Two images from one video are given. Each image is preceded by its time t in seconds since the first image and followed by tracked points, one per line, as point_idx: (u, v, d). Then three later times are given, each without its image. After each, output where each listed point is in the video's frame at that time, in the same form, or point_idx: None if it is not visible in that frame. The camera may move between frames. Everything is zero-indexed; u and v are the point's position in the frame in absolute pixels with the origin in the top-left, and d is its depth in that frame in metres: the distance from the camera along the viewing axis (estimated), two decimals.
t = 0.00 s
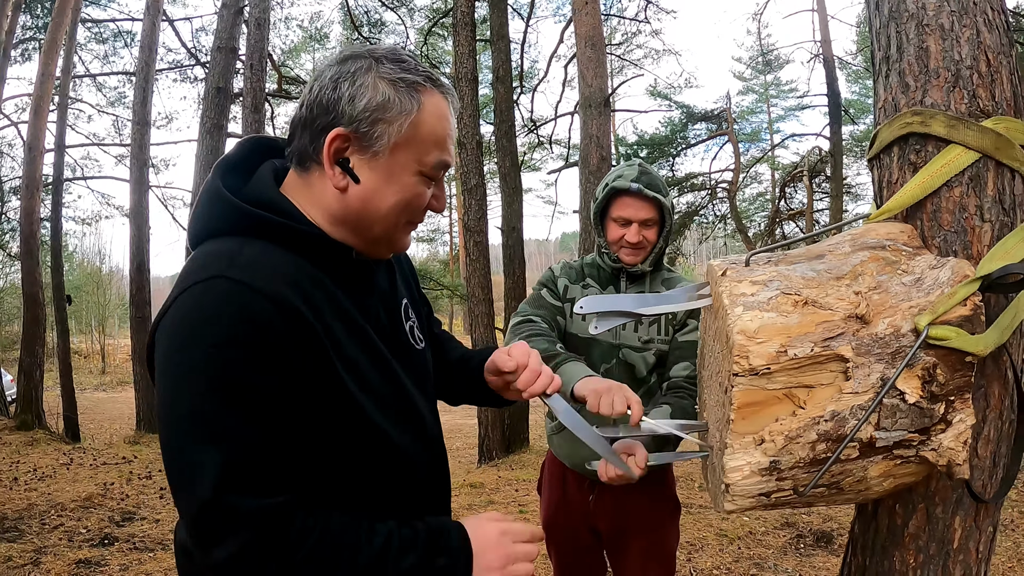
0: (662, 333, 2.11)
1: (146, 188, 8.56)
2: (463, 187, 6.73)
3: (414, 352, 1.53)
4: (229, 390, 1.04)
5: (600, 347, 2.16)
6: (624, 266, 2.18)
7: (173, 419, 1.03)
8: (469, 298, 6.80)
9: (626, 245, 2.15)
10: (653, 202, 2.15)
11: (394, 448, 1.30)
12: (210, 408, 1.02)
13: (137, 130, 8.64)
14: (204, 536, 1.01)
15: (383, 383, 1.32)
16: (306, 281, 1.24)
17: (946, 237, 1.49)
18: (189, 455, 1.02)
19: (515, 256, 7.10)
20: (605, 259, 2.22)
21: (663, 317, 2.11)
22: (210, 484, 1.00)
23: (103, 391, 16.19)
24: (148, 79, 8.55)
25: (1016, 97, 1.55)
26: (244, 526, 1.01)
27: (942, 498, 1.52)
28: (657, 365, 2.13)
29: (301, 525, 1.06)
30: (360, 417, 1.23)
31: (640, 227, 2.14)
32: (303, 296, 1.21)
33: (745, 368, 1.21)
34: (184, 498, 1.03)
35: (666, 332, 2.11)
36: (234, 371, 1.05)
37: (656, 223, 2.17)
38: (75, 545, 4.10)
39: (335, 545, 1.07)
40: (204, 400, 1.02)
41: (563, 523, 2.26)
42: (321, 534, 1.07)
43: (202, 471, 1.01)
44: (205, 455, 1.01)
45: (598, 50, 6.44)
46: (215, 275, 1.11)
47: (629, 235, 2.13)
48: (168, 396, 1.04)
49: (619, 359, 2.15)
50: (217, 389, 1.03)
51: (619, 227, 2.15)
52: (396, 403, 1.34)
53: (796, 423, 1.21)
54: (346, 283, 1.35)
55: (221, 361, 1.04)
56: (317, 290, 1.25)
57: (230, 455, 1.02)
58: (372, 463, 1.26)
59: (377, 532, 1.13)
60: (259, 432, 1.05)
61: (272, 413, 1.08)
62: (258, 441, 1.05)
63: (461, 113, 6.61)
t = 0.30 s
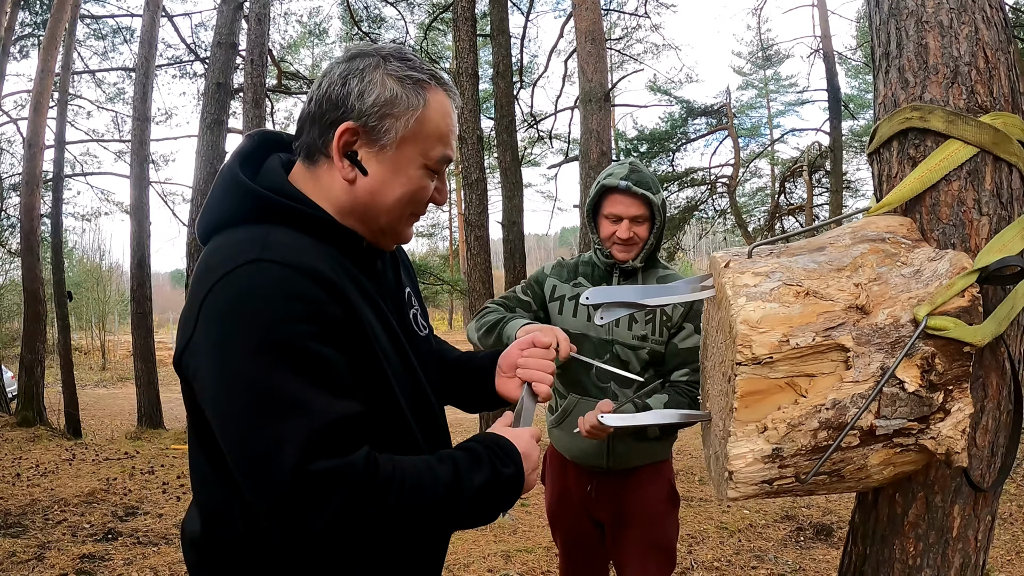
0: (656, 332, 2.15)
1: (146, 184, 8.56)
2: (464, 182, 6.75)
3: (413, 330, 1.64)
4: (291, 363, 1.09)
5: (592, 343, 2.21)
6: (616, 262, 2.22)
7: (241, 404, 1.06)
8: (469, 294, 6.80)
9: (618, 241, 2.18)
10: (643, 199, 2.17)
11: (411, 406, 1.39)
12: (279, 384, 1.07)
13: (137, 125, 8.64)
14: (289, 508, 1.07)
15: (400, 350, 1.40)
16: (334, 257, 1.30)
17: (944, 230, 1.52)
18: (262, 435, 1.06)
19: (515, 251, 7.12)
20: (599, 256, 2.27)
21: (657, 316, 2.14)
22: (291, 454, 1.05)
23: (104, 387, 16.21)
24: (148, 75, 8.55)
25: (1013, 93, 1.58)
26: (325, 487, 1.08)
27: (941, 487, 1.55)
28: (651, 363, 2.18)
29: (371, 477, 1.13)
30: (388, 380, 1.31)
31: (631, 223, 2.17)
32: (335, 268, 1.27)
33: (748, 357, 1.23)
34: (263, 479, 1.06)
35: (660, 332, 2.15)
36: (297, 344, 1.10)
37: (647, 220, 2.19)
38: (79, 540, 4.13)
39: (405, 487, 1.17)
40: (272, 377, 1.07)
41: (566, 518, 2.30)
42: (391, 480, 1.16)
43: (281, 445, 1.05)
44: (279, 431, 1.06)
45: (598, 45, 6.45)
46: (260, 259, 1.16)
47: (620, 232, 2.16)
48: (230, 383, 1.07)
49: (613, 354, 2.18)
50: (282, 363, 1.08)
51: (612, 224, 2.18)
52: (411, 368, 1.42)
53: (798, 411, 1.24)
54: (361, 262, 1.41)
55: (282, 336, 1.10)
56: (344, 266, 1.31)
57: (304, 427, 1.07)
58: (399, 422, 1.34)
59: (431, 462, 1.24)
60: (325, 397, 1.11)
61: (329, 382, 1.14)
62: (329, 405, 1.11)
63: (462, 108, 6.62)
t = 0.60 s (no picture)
0: (635, 323, 2.13)
1: (145, 179, 8.56)
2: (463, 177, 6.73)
3: (405, 320, 1.60)
4: (295, 343, 1.09)
5: (576, 335, 2.24)
6: (604, 257, 2.22)
7: (244, 384, 1.06)
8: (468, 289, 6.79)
9: (604, 236, 2.19)
10: (627, 193, 2.16)
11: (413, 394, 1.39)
12: (282, 364, 1.07)
13: (135, 121, 8.62)
14: (292, 489, 1.07)
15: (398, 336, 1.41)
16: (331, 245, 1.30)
17: (943, 227, 1.52)
18: (264, 414, 1.06)
19: (515, 246, 7.12)
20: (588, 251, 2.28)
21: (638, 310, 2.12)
22: (293, 432, 1.05)
23: (104, 383, 16.25)
24: (148, 71, 8.54)
25: (1013, 89, 1.57)
26: (328, 467, 1.08)
27: (939, 483, 1.55)
28: (631, 354, 2.16)
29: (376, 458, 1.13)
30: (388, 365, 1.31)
31: (616, 217, 2.17)
32: (333, 254, 1.28)
33: (746, 353, 1.24)
34: (266, 461, 1.06)
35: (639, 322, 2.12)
36: (300, 325, 1.10)
37: (634, 214, 2.18)
38: (80, 536, 4.14)
39: (407, 468, 1.17)
40: (276, 358, 1.07)
41: (558, 506, 2.34)
42: (394, 462, 1.16)
43: (285, 426, 1.05)
44: (281, 411, 1.06)
45: (597, 40, 6.44)
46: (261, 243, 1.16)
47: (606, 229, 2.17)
48: (232, 364, 1.07)
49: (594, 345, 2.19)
50: (285, 344, 1.08)
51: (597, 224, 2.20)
52: (409, 356, 1.43)
53: (796, 406, 1.24)
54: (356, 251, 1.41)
55: (286, 316, 1.10)
56: (340, 252, 1.31)
57: (308, 406, 1.07)
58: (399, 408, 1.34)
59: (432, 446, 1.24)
60: (329, 377, 1.12)
61: (333, 363, 1.14)
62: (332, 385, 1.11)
63: (461, 102, 6.62)
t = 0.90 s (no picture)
0: (673, 316, 2.19)
1: (132, 154, 8.45)
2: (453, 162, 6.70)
3: (423, 297, 1.57)
4: (252, 322, 1.19)
5: (605, 333, 2.22)
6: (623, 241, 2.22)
7: (209, 350, 1.20)
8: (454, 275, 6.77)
9: (621, 218, 2.19)
10: (645, 174, 2.18)
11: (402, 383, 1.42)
12: (237, 339, 1.18)
13: (123, 94, 8.49)
14: (237, 444, 1.21)
15: (393, 325, 1.41)
16: (317, 232, 1.34)
17: (926, 230, 1.54)
18: (220, 377, 1.20)
19: (502, 233, 7.11)
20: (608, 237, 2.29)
21: (673, 301, 2.19)
22: (235, 399, 1.18)
23: (84, 358, 16.10)
24: (137, 43, 8.41)
25: (1001, 97, 1.59)
26: (268, 434, 1.19)
27: (912, 482, 1.58)
28: (668, 349, 2.22)
29: (318, 438, 1.20)
30: (367, 353, 1.35)
31: (632, 200, 2.18)
32: (315, 242, 1.32)
33: (725, 346, 1.25)
34: (233, 428, 1.20)
35: (676, 316, 2.19)
36: (259, 306, 1.20)
37: (651, 196, 2.20)
38: (58, 511, 4.12)
39: (350, 454, 1.22)
40: (233, 333, 1.18)
41: (565, 500, 2.31)
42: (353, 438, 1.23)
43: (229, 393, 1.18)
44: (230, 378, 1.18)
45: (593, 30, 6.41)
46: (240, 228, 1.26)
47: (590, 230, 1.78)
48: (203, 331, 1.21)
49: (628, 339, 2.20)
50: (250, 327, 1.19)
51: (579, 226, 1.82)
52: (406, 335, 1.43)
53: (772, 400, 1.26)
54: (360, 238, 1.45)
55: (246, 297, 1.20)
56: (328, 239, 1.36)
57: (259, 384, 1.18)
58: (379, 395, 1.37)
59: (390, 437, 1.27)
60: (284, 357, 1.20)
61: (292, 346, 1.22)
62: (283, 363, 1.20)
63: (453, 87, 6.58)
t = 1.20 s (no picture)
0: (673, 317, 2.19)
1: (131, 156, 8.46)
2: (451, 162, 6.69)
3: (409, 300, 1.58)
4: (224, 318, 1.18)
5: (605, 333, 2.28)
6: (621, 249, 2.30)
7: (180, 342, 1.20)
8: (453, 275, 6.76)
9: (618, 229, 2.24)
10: (637, 184, 2.20)
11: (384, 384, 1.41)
12: (209, 332, 1.18)
13: (122, 95, 8.49)
14: (202, 435, 1.20)
15: (372, 327, 1.40)
16: (296, 230, 1.34)
17: (923, 230, 1.55)
18: (189, 369, 1.19)
19: (501, 234, 7.12)
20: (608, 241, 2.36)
21: (673, 300, 2.19)
22: (203, 394, 1.17)
23: (83, 359, 16.08)
24: (136, 45, 8.41)
25: (998, 98, 1.60)
26: (237, 429, 1.18)
27: (910, 482, 1.58)
28: (667, 350, 2.21)
29: (288, 435, 1.20)
30: (348, 354, 1.34)
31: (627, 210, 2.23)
32: (295, 240, 1.32)
33: (722, 346, 1.26)
34: (203, 422, 1.19)
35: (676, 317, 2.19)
36: (233, 301, 1.19)
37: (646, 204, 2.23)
38: (57, 513, 4.11)
39: (321, 456, 1.22)
40: (204, 326, 1.18)
41: (567, 502, 2.32)
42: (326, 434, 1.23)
43: (196, 386, 1.17)
44: (199, 371, 1.17)
45: (591, 30, 6.42)
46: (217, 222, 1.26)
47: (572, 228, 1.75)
48: (174, 324, 1.21)
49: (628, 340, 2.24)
50: (223, 321, 1.18)
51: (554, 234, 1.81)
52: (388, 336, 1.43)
53: (770, 400, 1.27)
54: (343, 238, 1.45)
55: (219, 292, 1.19)
56: (308, 237, 1.36)
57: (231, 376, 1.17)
58: (357, 395, 1.37)
59: (363, 441, 1.27)
60: (258, 353, 1.20)
61: (266, 341, 1.22)
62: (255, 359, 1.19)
63: (451, 87, 6.58)
